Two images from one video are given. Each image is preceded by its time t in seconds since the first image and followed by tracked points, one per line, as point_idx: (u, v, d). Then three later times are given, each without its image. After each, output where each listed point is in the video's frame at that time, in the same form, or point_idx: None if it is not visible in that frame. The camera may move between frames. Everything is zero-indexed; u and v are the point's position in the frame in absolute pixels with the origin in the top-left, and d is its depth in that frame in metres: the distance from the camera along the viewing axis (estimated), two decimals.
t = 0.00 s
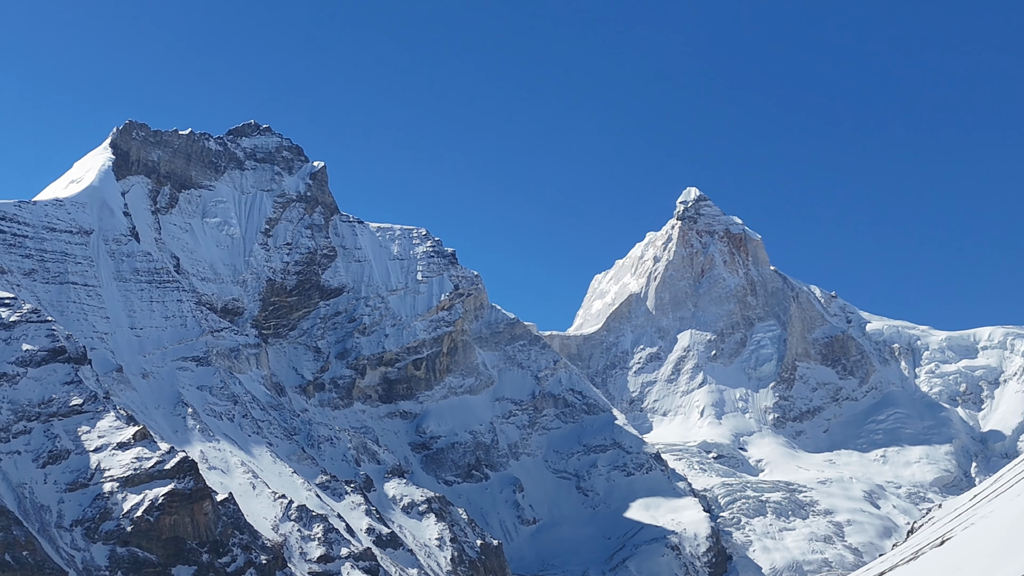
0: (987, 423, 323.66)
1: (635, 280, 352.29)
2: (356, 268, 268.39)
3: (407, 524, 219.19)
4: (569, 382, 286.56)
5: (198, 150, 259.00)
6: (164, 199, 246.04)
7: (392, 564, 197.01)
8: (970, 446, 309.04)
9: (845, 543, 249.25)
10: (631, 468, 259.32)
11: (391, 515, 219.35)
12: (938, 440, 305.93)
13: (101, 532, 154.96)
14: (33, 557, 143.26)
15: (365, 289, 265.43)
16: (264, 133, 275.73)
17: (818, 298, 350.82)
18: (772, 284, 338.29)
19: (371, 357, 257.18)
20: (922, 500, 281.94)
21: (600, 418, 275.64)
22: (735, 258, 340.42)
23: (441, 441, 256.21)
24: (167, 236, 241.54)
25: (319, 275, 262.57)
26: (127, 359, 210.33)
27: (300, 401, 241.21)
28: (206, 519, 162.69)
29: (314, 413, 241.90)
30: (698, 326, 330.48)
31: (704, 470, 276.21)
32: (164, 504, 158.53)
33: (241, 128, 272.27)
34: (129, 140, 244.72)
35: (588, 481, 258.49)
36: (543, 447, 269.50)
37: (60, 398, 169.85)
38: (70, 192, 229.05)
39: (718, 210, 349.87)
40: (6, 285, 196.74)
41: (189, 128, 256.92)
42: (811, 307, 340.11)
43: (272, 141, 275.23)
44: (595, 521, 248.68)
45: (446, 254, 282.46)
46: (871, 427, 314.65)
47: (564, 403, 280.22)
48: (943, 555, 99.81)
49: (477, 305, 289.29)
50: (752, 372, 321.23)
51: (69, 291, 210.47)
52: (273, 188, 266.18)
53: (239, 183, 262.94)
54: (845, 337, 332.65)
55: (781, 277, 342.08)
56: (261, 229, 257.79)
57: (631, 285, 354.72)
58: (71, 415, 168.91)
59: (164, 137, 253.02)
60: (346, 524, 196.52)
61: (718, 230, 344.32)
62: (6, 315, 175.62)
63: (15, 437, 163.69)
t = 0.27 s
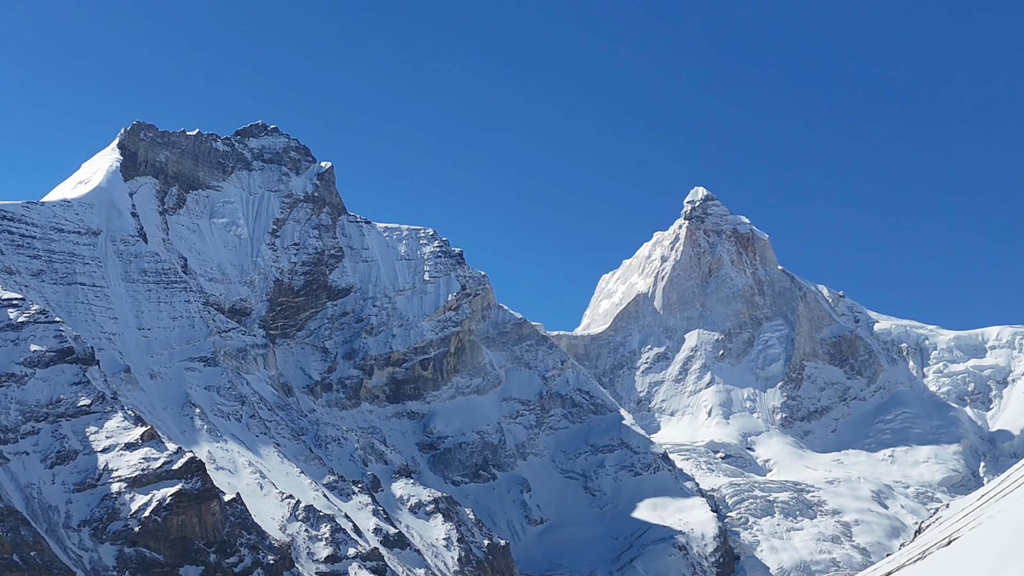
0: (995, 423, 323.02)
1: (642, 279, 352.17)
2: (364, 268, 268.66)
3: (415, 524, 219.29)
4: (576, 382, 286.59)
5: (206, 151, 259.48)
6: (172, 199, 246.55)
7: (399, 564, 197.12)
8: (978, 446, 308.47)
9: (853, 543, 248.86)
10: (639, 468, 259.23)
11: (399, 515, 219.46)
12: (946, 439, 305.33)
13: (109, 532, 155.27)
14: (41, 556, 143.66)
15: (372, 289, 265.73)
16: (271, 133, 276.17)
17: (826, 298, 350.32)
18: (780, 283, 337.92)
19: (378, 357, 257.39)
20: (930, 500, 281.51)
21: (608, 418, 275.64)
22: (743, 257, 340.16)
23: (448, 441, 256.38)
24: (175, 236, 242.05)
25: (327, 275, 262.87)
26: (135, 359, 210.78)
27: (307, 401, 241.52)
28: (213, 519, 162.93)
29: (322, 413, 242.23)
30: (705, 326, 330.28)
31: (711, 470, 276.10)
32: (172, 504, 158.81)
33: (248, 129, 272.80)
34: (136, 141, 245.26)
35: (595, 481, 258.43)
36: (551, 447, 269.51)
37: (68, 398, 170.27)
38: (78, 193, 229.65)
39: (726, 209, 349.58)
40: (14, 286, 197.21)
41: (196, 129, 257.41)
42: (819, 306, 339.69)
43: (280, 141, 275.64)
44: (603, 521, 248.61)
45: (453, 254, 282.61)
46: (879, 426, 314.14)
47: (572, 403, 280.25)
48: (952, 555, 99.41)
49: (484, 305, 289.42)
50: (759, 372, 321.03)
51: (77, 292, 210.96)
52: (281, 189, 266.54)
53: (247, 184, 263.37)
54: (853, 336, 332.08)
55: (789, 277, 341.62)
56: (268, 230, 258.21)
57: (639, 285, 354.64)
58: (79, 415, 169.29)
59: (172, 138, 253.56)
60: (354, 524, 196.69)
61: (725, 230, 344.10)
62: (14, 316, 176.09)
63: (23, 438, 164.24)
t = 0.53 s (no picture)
0: (1004, 423, 322.30)
1: (650, 279, 351.89)
2: (371, 269, 268.84)
3: (422, 524, 219.34)
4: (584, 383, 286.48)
5: (214, 152, 259.86)
6: (179, 200, 246.99)
7: (406, 564, 197.20)
8: (987, 445, 307.81)
9: (861, 543, 248.47)
10: (646, 468, 259.06)
11: (406, 515, 219.58)
12: (954, 439, 304.72)
13: (117, 532, 155.54)
14: (49, 557, 144.01)
15: (379, 290, 265.92)
16: (279, 134, 276.51)
17: (833, 298, 349.71)
18: (787, 283, 337.42)
19: (386, 358, 257.57)
20: (938, 500, 281.03)
21: (615, 418, 275.53)
22: (750, 257, 339.79)
23: (455, 441, 256.45)
24: (183, 237, 242.46)
25: (334, 276, 263.12)
26: (142, 360, 211.12)
27: (314, 401, 241.74)
28: (221, 520, 163.10)
29: (329, 414, 242.50)
30: (713, 326, 329.98)
31: (719, 470, 275.92)
32: (179, 505, 159.03)
33: (256, 130, 273.17)
34: (144, 142, 245.72)
35: (603, 481, 258.25)
36: (558, 447, 269.41)
37: (75, 399, 170.39)
38: (86, 194, 230.14)
39: (733, 209, 349.13)
40: (22, 287, 197.67)
41: (204, 130, 257.77)
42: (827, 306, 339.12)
43: (287, 142, 275.83)
44: (611, 521, 248.47)
45: (460, 254, 282.64)
46: (887, 426, 313.55)
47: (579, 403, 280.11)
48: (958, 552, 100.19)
49: (491, 305, 289.46)
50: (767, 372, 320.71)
51: (85, 292, 211.35)
52: (288, 190, 266.80)
53: (254, 185, 263.72)
54: (861, 336, 331.46)
55: (797, 276, 341.10)
56: (275, 230, 258.53)
57: (646, 285, 354.38)
58: (87, 416, 169.39)
59: (179, 139, 253.95)
60: (361, 524, 196.81)
61: (733, 229, 343.70)
62: (22, 318, 176.84)
63: (31, 439, 164.63)
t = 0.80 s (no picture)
0: (1012, 422, 321.59)
1: (657, 279, 351.57)
2: (378, 269, 269.09)
3: (430, 525, 219.45)
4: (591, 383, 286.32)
5: (222, 152, 260.17)
6: (187, 201, 247.39)
7: (414, 565, 197.37)
8: (995, 445, 307.16)
9: (869, 543, 248.18)
10: (654, 468, 258.96)
11: (413, 516, 219.76)
12: (963, 439, 304.13)
13: (125, 533, 155.86)
14: (58, 557, 144.47)
15: (387, 290, 266.05)
16: (286, 135, 276.71)
17: (841, 297, 349.12)
18: (795, 283, 336.86)
19: (393, 358, 257.68)
20: (946, 500, 280.58)
21: (622, 418, 275.40)
22: (758, 257, 339.33)
23: (463, 441, 256.57)
24: (191, 238, 242.84)
25: (342, 276, 263.34)
26: (150, 361, 211.52)
27: (322, 401, 242.02)
28: (229, 520, 163.22)
29: (337, 414, 242.82)
30: (720, 326, 329.72)
31: (727, 470, 275.75)
32: (187, 505, 159.17)
33: (264, 131, 273.42)
34: (152, 142, 246.11)
35: (610, 481, 258.22)
36: (566, 447, 269.35)
37: (83, 400, 170.51)
38: (94, 195, 230.63)
39: (741, 209, 348.57)
40: (30, 288, 198.11)
41: (211, 131, 258.11)
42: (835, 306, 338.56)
43: (295, 143, 276.07)
44: (619, 521, 248.36)
45: (467, 254, 282.67)
46: (896, 426, 312.98)
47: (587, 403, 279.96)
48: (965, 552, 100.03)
49: (499, 306, 289.39)
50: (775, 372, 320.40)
51: (93, 293, 211.80)
52: (296, 190, 266.98)
53: (262, 185, 263.99)
54: (869, 336, 330.83)
55: (804, 276, 340.57)
56: (283, 231, 258.81)
57: (654, 285, 354.05)
58: (95, 416, 169.45)
59: (187, 140, 254.35)
60: (369, 524, 196.96)
61: (741, 229, 343.27)
62: (30, 318, 177.54)
63: (39, 440, 165.11)
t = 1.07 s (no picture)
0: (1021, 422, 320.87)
1: (665, 279, 351.19)
2: (386, 270, 269.33)
3: (437, 525, 219.49)
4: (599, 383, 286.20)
5: (229, 153, 260.46)
6: (194, 202, 247.80)
7: (422, 565, 197.41)
8: (1004, 446, 306.43)
9: (877, 543, 247.81)
10: (662, 468, 258.82)
11: (421, 516, 219.83)
12: (971, 439, 303.54)
13: (133, 533, 156.16)
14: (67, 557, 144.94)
15: (394, 291, 266.28)
16: (294, 135, 277.05)
17: (849, 297, 348.57)
18: (803, 283, 336.34)
19: (401, 358, 257.83)
20: (955, 500, 280.08)
21: (630, 418, 275.34)
22: (766, 257, 338.89)
23: (471, 441, 256.67)
24: (198, 239, 243.23)
25: (349, 277, 263.58)
26: (158, 361, 211.82)
27: (329, 402, 242.28)
28: (236, 521, 163.35)
29: (344, 415, 243.15)
30: (728, 326, 329.41)
31: (735, 470, 275.61)
32: (194, 506, 159.33)
33: (271, 131, 273.77)
34: (160, 143, 246.57)
35: (618, 482, 258.12)
36: (573, 448, 269.17)
37: (91, 401, 170.69)
38: (102, 196, 231.15)
39: (749, 209, 348.02)
40: (39, 289, 198.54)
41: (219, 132, 258.51)
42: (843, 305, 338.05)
43: (302, 143, 276.41)
44: (626, 522, 248.29)
45: (475, 255, 282.68)
46: (904, 426, 312.42)
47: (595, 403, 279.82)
48: (975, 551, 99.74)
49: (506, 306, 289.34)
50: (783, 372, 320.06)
51: (101, 294, 212.26)
52: (303, 191, 267.21)
53: (269, 186, 264.33)
54: (877, 336, 330.12)
55: (813, 276, 340.01)
56: (291, 232, 259.16)
57: (661, 285, 353.74)
58: (103, 417, 169.60)
59: (195, 141, 254.78)
60: (376, 525, 197.07)
61: (748, 229, 342.78)
62: (39, 319, 177.86)
63: (48, 441, 165.57)
